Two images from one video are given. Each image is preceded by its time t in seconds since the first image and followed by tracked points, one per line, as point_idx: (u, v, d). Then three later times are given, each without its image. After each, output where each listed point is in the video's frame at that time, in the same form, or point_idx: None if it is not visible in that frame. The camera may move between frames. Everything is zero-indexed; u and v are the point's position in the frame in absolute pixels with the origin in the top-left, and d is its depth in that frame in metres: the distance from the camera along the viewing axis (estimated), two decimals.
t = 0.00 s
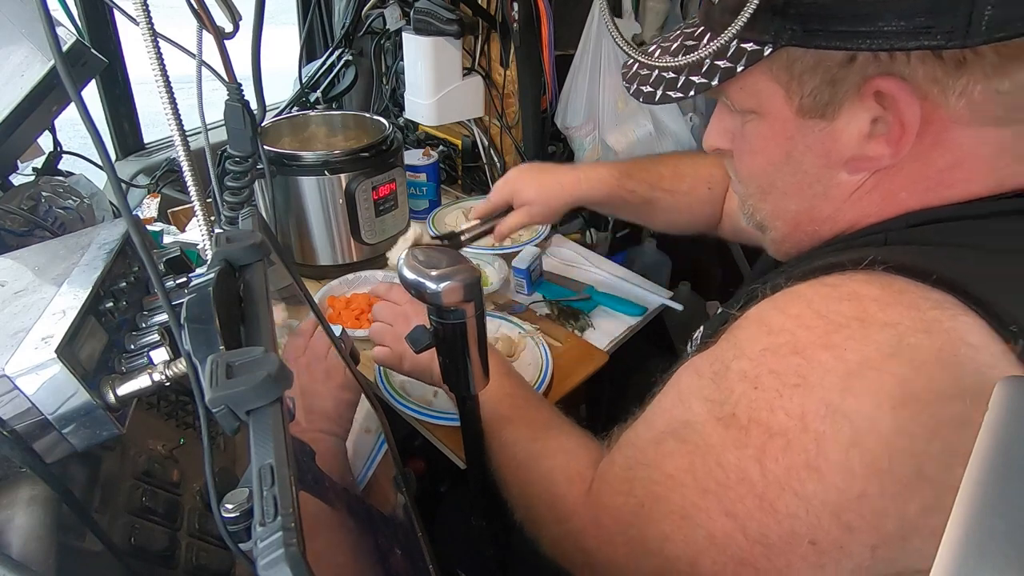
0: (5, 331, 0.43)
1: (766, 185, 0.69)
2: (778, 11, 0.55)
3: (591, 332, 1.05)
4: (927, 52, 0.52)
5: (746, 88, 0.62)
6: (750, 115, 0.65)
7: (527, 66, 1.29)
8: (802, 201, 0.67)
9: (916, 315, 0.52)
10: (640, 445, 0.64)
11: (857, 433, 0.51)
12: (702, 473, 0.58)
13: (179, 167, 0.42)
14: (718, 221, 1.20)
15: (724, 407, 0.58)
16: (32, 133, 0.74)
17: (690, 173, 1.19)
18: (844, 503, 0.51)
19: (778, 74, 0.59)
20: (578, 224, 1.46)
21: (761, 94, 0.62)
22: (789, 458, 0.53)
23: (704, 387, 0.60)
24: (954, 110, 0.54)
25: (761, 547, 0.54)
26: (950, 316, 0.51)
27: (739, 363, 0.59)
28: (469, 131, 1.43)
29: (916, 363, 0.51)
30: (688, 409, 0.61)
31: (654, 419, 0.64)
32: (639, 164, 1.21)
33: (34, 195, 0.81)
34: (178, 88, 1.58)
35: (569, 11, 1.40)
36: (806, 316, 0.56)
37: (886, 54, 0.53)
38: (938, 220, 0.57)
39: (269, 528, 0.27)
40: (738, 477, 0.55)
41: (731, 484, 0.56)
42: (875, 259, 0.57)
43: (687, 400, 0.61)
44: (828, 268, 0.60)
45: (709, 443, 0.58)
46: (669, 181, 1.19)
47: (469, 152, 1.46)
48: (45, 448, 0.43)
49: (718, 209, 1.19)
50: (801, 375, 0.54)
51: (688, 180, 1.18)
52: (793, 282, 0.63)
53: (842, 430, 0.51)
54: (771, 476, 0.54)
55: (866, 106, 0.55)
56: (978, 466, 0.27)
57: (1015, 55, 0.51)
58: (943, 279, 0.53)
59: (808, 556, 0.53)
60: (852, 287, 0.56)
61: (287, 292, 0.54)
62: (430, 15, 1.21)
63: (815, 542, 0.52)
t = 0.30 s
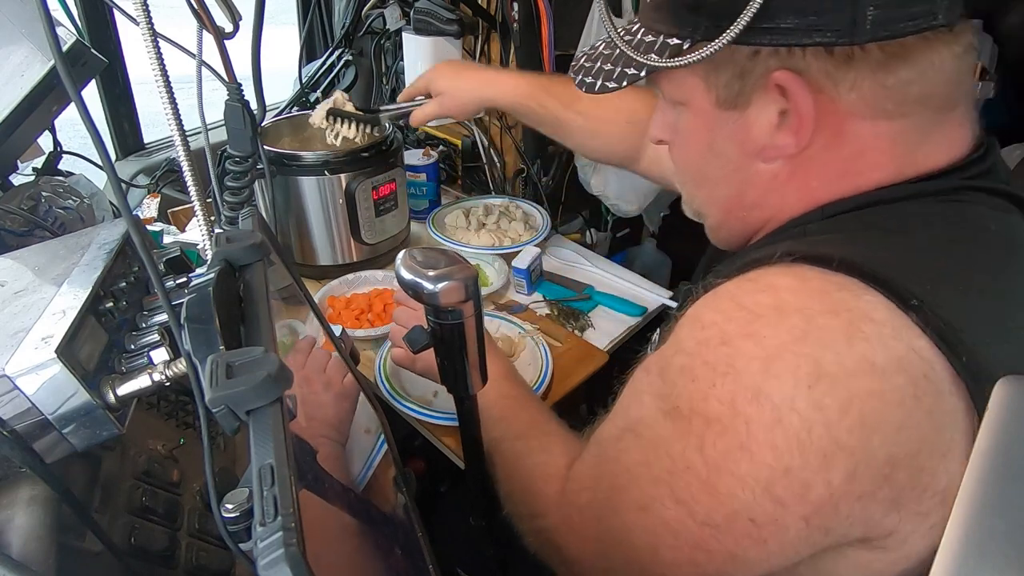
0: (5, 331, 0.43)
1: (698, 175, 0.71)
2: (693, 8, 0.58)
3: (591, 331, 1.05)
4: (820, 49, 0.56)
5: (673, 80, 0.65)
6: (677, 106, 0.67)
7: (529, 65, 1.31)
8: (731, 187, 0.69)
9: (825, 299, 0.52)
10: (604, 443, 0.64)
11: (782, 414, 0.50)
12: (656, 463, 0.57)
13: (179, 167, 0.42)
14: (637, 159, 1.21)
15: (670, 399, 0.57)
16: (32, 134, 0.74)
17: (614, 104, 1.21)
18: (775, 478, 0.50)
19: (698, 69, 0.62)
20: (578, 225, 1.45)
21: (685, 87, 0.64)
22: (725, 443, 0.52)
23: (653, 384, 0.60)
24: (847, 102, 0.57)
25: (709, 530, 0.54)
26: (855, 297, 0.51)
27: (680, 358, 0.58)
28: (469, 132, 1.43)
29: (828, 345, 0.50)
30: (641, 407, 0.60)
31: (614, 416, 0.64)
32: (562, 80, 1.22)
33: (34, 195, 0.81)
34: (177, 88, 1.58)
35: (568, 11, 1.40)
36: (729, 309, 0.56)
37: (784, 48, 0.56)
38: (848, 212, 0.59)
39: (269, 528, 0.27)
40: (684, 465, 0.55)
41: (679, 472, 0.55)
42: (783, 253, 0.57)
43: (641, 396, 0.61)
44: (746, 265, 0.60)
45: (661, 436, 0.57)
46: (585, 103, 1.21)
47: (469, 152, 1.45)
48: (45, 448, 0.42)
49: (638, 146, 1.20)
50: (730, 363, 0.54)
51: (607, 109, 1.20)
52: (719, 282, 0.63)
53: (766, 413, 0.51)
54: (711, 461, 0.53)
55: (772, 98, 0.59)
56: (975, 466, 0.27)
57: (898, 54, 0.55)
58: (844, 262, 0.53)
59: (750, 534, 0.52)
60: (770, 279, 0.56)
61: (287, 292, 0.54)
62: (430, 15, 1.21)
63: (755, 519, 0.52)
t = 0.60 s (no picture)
0: (5, 331, 0.43)
1: (653, 170, 0.74)
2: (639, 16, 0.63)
3: (591, 331, 1.06)
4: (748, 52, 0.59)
5: (628, 84, 0.69)
6: (632, 109, 0.71)
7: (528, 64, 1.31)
8: (682, 179, 0.71)
9: (788, 274, 0.53)
10: (592, 441, 0.63)
11: (761, 390, 0.50)
12: (644, 455, 0.57)
13: (179, 167, 0.42)
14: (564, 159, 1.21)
15: (653, 390, 0.57)
16: (32, 133, 0.74)
17: (535, 108, 1.20)
18: (761, 450, 0.50)
19: (646, 72, 0.66)
20: (578, 225, 1.46)
21: (637, 88, 0.68)
22: (710, 424, 0.52)
23: (634, 377, 0.59)
24: (774, 98, 0.60)
25: (705, 514, 0.53)
26: (817, 270, 0.52)
27: (659, 349, 0.57)
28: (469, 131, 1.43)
29: (797, 320, 0.51)
30: (625, 402, 0.60)
31: (601, 415, 0.63)
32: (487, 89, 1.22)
33: (34, 195, 0.81)
34: (177, 88, 1.58)
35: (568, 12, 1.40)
36: (702, 296, 0.56)
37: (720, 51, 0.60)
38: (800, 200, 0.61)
39: (269, 528, 0.27)
40: (674, 452, 0.54)
41: (668, 460, 0.55)
42: (749, 239, 0.58)
43: (624, 392, 0.60)
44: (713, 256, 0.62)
45: (648, 428, 0.57)
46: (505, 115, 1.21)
47: (469, 152, 1.45)
48: (45, 448, 0.42)
49: (564, 147, 1.20)
50: (707, 346, 0.54)
51: (531, 114, 1.20)
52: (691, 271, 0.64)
53: (746, 390, 0.51)
54: (699, 444, 0.53)
55: (710, 96, 0.62)
56: (975, 469, 0.27)
57: (816, 53, 0.58)
58: (803, 242, 0.54)
59: (744, 512, 0.52)
60: (737, 263, 0.56)
61: (287, 292, 0.54)
62: (430, 15, 1.20)
63: (748, 497, 0.52)
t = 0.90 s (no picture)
0: (5, 331, 0.43)
1: (671, 180, 0.74)
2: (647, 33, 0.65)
3: (591, 331, 1.06)
4: (762, 52, 0.59)
5: (642, 100, 0.70)
6: (649, 124, 0.71)
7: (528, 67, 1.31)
8: (701, 188, 0.71)
9: (814, 290, 0.52)
10: (602, 451, 0.63)
11: (781, 408, 0.50)
12: (656, 467, 0.57)
13: (179, 167, 0.42)
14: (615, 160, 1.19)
15: (668, 401, 0.57)
16: (32, 133, 0.74)
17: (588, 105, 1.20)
18: (780, 472, 0.50)
19: (658, 86, 0.67)
20: (578, 225, 1.46)
21: (653, 104, 0.69)
22: (727, 441, 0.52)
23: (648, 387, 0.60)
24: (793, 98, 0.60)
25: (716, 532, 0.53)
26: (843, 286, 0.52)
27: (676, 358, 0.57)
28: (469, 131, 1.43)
29: (822, 337, 0.50)
30: (638, 412, 0.60)
31: (611, 424, 0.63)
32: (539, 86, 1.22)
33: (34, 195, 0.81)
34: (177, 88, 1.58)
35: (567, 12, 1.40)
36: (722, 307, 0.56)
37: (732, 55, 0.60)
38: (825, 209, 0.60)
39: (269, 528, 0.27)
40: (687, 467, 0.54)
41: (681, 474, 0.54)
42: (773, 248, 0.58)
43: (637, 403, 0.60)
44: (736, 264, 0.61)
45: (661, 440, 0.57)
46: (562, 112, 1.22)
47: (469, 152, 1.45)
48: (45, 448, 0.42)
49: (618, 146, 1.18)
50: (726, 360, 0.53)
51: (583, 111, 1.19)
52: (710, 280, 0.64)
53: (765, 407, 0.50)
54: (714, 460, 0.52)
55: (726, 102, 0.61)
56: (976, 468, 0.27)
57: (834, 48, 0.58)
58: (830, 255, 0.53)
59: (758, 532, 0.52)
60: (759, 275, 0.56)
61: (287, 292, 0.54)
62: (430, 15, 1.21)
63: (764, 517, 0.51)
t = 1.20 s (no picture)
0: (5, 331, 0.43)
1: (730, 184, 0.72)
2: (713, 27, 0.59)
3: (591, 331, 1.05)
4: (848, 53, 0.56)
5: (702, 99, 0.67)
6: (708, 125, 0.69)
7: (528, 66, 1.30)
8: (764, 196, 0.69)
9: (877, 307, 0.52)
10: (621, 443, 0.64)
11: (820, 423, 0.50)
12: (677, 460, 0.57)
13: (179, 167, 0.42)
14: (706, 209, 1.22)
15: (698, 398, 0.58)
16: (32, 133, 0.74)
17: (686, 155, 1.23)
18: (809, 486, 0.50)
19: (725, 83, 0.64)
20: (577, 224, 1.44)
21: (715, 102, 0.66)
22: (759, 447, 0.52)
23: (681, 380, 0.60)
24: (881, 104, 0.57)
25: (731, 533, 0.53)
26: (911, 308, 0.51)
27: (714, 358, 0.58)
28: (469, 131, 1.43)
29: (881, 358, 0.50)
30: (665, 403, 0.61)
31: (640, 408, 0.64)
32: (637, 143, 1.25)
33: (34, 195, 0.81)
34: (177, 88, 1.58)
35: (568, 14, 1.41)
36: (773, 313, 0.56)
37: (812, 56, 0.57)
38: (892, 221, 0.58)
39: (269, 528, 0.27)
40: (710, 466, 0.54)
41: (701, 472, 0.55)
42: (837, 260, 0.57)
43: (666, 393, 0.61)
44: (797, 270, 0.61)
45: (686, 432, 0.57)
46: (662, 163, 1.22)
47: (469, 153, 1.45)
48: (46, 448, 0.42)
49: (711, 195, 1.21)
50: (768, 367, 0.54)
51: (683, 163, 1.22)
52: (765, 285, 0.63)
53: (805, 419, 0.50)
54: (741, 464, 0.53)
55: (803, 106, 0.59)
56: (976, 468, 0.27)
57: (931, 50, 0.55)
58: (900, 274, 0.52)
59: (775, 541, 0.52)
60: (817, 286, 0.55)
61: (287, 293, 0.54)
62: (430, 15, 1.21)
63: (784, 527, 0.51)
